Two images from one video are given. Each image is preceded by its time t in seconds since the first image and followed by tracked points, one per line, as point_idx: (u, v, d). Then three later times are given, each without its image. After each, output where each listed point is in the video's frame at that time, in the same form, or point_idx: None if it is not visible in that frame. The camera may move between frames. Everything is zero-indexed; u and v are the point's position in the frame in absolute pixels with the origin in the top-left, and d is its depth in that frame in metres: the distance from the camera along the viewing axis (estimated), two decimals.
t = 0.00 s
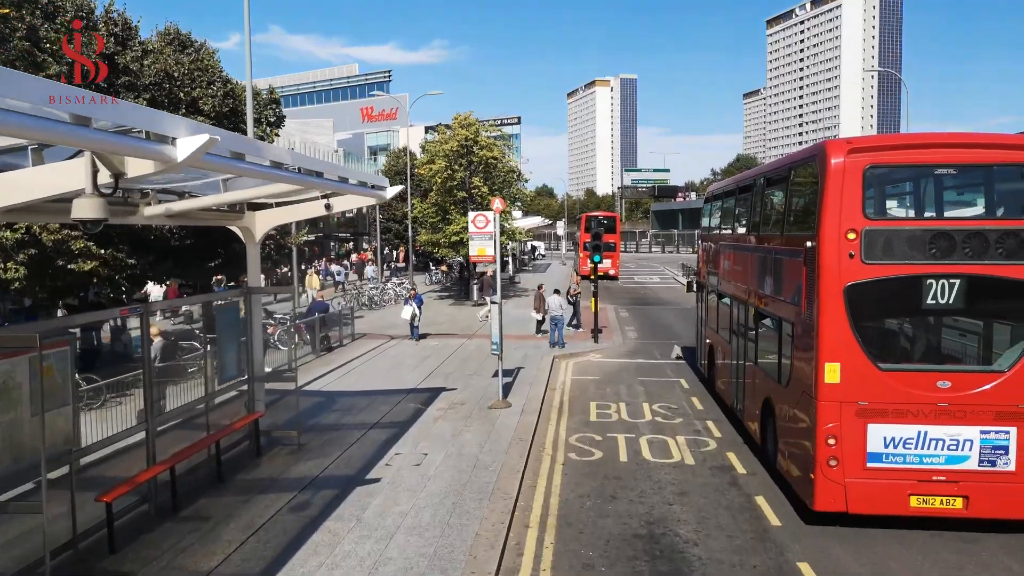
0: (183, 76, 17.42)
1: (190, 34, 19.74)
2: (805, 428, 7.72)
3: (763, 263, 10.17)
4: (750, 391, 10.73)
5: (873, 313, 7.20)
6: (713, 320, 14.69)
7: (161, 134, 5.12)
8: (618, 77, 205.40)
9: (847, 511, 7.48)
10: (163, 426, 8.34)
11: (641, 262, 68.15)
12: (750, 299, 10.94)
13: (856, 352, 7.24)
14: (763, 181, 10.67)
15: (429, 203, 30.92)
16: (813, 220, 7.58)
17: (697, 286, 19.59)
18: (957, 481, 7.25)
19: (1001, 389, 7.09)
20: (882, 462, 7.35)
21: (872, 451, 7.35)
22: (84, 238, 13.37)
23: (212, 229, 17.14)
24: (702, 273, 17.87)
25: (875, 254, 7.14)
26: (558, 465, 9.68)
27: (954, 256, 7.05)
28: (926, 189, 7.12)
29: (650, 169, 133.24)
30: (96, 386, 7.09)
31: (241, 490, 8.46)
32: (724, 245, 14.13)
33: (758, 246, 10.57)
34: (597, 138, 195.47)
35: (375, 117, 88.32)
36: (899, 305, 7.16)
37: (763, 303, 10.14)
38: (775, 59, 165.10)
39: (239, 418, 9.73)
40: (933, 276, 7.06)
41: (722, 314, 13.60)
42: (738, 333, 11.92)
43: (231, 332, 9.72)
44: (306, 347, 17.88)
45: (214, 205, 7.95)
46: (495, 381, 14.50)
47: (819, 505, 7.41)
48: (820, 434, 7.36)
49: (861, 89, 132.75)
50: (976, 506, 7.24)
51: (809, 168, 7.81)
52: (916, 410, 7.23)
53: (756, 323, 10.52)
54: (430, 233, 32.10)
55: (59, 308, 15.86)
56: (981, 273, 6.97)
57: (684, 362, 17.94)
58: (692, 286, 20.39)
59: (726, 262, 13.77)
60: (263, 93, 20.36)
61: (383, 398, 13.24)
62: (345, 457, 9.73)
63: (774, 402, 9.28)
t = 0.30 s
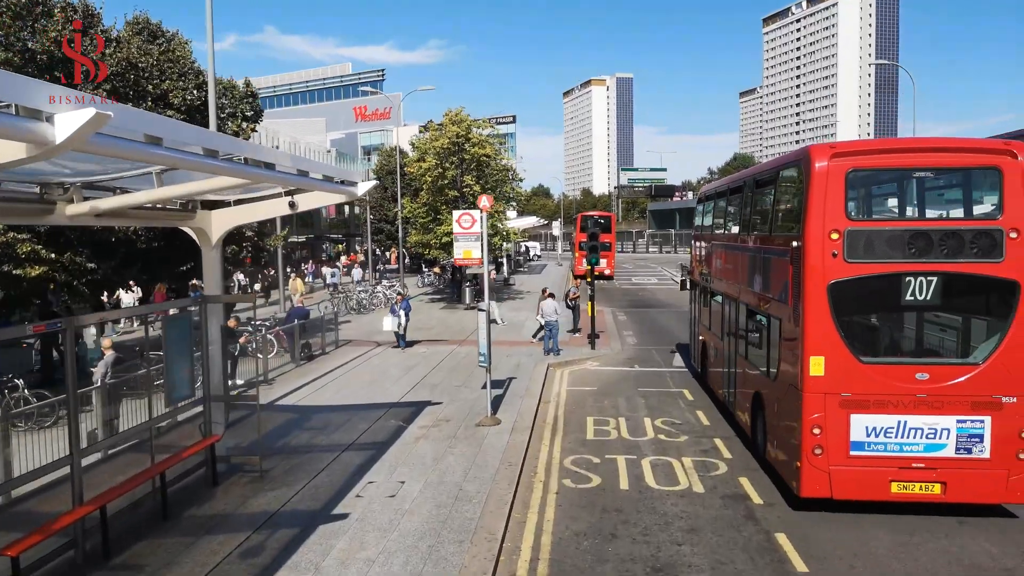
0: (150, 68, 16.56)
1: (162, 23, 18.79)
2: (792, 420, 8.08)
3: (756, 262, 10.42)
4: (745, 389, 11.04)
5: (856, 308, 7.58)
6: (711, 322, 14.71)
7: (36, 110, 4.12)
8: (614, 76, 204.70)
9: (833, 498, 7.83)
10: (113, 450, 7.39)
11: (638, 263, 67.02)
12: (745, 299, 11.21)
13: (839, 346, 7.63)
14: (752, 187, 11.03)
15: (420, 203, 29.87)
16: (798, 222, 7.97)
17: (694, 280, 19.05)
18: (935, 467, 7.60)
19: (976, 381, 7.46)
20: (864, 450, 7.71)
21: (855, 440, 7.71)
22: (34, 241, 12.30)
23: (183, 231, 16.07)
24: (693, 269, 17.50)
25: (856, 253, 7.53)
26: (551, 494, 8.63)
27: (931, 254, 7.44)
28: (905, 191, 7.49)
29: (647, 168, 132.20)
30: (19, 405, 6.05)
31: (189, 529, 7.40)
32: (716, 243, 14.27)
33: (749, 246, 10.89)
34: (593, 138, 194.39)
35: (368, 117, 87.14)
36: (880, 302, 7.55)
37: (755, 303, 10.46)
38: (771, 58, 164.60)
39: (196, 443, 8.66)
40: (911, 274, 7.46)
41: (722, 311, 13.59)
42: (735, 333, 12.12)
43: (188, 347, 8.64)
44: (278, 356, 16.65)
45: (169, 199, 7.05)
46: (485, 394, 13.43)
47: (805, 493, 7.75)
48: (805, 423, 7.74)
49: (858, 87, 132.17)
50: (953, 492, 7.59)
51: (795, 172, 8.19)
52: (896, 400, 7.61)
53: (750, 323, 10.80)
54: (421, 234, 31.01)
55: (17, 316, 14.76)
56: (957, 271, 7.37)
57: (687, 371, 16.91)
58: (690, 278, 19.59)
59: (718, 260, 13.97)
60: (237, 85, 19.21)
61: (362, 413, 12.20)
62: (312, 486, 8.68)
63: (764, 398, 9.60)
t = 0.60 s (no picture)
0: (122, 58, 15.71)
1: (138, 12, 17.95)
2: (783, 410, 8.50)
3: (748, 260, 10.76)
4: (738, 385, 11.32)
5: (844, 303, 8.00)
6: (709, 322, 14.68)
7: None
8: (611, 76, 204.18)
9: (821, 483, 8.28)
10: (69, 469, 6.86)
11: (637, 263, 66.10)
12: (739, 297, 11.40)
13: (826, 339, 8.05)
14: (746, 187, 11.22)
15: (413, 201, 29.04)
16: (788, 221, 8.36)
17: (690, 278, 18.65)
18: (918, 455, 8.04)
19: (956, 372, 7.90)
20: (851, 439, 8.14)
21: (842, 429, 8.14)
22: None
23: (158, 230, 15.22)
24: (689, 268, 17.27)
25: (844, 251, 7.94)
26: (544, 520, 7.81)
27: (914, 252, 7.86)
28: (891, 192, 7.90)
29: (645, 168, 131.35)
30: None
31: (136, 563, 6.57)
32: (713, 243, 14.22)
33: (743, 244, 11.12)
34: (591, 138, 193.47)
35: (364, 116, 86.15)
36: (866, 298, 7.97)
37: (749, 301, 10.70)
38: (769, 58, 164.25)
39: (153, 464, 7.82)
40: (896, 271, 7.89)
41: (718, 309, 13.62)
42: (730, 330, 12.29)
43: (140, 357, 7.79)
44: (258, 361, 15.77)
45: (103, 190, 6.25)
46: (475, 404, 12.62)
47: (794, 479, 8.20)
48: (795, 413, 8.17)
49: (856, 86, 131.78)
50: (935, 478, 8.03)
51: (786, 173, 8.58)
52: (882, 391, 8.04)
53: (744, 320, 11.04)
54: (414, 233, 30.12)
55: None
56: (938, 268, 7.80)
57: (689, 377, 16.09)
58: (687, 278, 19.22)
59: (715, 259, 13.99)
60: (217, 76, 18.20)
61: (344, 425, 11.37)
62: (280, 511, 7.86)
63: (756, 391, 9.97)
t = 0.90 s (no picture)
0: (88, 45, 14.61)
1: None
2: (770, 397, 9.02)
3: (740, 257, 11.07)
4: (729, 378, 11.72)
5: (827, 296, 8.53)
6: (702, 320, 14.80)
7: None
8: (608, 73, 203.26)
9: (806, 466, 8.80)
10: None
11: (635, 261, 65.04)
12: (731, 295, 11.69)
13: (811, 329, 8.57)
14: (738, 185, 11.54)
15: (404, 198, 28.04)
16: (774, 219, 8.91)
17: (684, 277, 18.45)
18: (896, 439, 8.59)
19: (932, 360, 8.46)
20: (834, 424, 8.67)
21: (825, 415, 8.68)
22: None
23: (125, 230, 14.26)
24: (683, 266, 17.17)
25: (827, 247, 8.49)
26: (537, 557, 6.86)
27: (892, 248, 8.42)
28: (870, 191, 8.46)
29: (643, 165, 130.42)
30: None
31: None
32: (705, 239, 14.26)
33: (735, 240, 11.44)
34: (589, 136, 192.44)
35: (359, 113, 85.02)
36: (848, 290, 8.50)
37: (740, 295, 11.05)
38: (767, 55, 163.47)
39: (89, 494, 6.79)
40: (875, 266, 8.44)
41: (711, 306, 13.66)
42: (722, 324, 12.58)
43: (74, 365, 6.85)
44: (234, 368, 14.75)
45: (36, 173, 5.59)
46: (464, 416, 11.65)
47: (780, 463, 8.73)
48: (781, 400, 8.71)
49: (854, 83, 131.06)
50: (912, 461, 8.59)
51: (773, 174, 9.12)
52: (863, 378, 8.58)
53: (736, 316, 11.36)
54: (405, 230, 29.08)
55: None
56: (915, 263, 8.36)
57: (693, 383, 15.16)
58: (682, 275, 19.05)
59: (708, 256, 14.00)
60: (193, 65, 16.96)
61: (319, 442, 10.40)
62: (236, 547, 6.90)
63: (746, 381, 10.46)
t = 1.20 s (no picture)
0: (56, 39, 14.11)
1: None
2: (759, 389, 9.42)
3: (730, 255, 11.45)
4: (721, 368, 12.28)
5: (812, 292, 8.90)
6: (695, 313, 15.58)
7: None
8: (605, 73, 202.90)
9: (794, 454, 9.20)
10: None
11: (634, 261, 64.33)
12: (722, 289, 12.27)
13: (797, 324, 8.94)
14: (728, 185, 12.05)
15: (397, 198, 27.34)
16: (763, 219, 9.25)
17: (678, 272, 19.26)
18: (879, 428, 8.97)
19: (913, 353, 8.82)
20: (819, 414, 9.05)
21: (812, 406, 9.05)
22: None
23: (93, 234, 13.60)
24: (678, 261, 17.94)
25: (812, 246, 8.83)
26: None
27: (875, 246, 8.76)
28: (854, 192, 8.79)
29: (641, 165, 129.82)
30: None
31: None
32: (699, 238, 14.98)
33: (725, 236, 11.92)
34: (586, 136, 191.85)
35: (355, 113, 84.32)
36: (833, 287, 8.86)
37: (731, 290, 11.49)
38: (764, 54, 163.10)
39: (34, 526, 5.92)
40: (858, 263, 8.79)
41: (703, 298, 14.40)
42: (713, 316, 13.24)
43: (14, 387, 6.15)
44: (213, 377, 13.99)
45: None
46: (454, 429, 10.91)
47: (768, 452, 9.14)
48: (769, 392, 9.09)
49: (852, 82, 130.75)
50: (894, 449, 8.98)
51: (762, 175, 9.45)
52: (847, 370, 8.94)
53: (726, 309, 11.92)
54: (399, 231, 28.44)
55: None
56: (897, 260, 8.70)
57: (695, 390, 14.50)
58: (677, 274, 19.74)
59: (701, 253, 14.68)
60: (173, 60, 16.24)
61: (298, 459, 9.70)
62: None
63: (737, 373, 10.88)
